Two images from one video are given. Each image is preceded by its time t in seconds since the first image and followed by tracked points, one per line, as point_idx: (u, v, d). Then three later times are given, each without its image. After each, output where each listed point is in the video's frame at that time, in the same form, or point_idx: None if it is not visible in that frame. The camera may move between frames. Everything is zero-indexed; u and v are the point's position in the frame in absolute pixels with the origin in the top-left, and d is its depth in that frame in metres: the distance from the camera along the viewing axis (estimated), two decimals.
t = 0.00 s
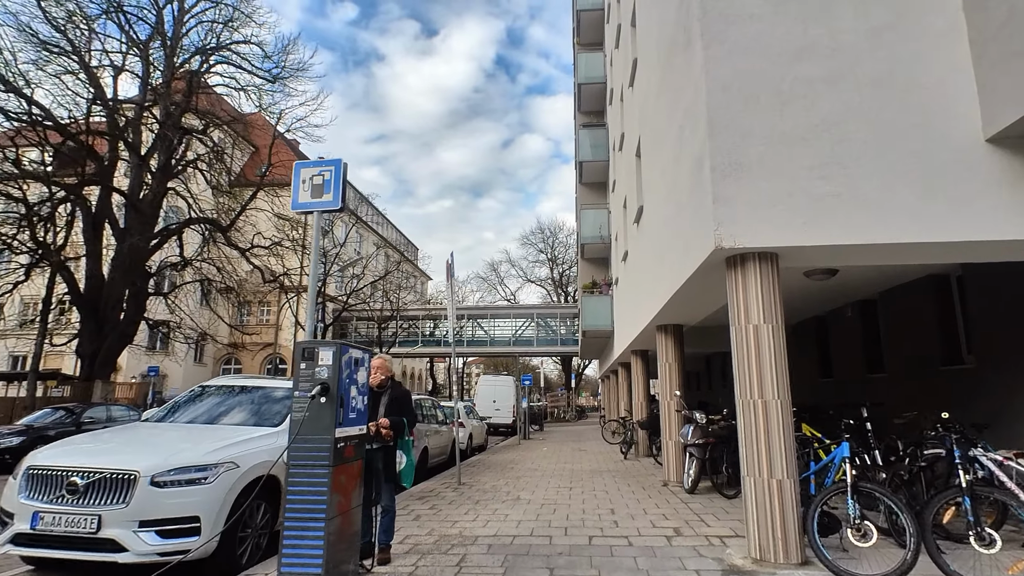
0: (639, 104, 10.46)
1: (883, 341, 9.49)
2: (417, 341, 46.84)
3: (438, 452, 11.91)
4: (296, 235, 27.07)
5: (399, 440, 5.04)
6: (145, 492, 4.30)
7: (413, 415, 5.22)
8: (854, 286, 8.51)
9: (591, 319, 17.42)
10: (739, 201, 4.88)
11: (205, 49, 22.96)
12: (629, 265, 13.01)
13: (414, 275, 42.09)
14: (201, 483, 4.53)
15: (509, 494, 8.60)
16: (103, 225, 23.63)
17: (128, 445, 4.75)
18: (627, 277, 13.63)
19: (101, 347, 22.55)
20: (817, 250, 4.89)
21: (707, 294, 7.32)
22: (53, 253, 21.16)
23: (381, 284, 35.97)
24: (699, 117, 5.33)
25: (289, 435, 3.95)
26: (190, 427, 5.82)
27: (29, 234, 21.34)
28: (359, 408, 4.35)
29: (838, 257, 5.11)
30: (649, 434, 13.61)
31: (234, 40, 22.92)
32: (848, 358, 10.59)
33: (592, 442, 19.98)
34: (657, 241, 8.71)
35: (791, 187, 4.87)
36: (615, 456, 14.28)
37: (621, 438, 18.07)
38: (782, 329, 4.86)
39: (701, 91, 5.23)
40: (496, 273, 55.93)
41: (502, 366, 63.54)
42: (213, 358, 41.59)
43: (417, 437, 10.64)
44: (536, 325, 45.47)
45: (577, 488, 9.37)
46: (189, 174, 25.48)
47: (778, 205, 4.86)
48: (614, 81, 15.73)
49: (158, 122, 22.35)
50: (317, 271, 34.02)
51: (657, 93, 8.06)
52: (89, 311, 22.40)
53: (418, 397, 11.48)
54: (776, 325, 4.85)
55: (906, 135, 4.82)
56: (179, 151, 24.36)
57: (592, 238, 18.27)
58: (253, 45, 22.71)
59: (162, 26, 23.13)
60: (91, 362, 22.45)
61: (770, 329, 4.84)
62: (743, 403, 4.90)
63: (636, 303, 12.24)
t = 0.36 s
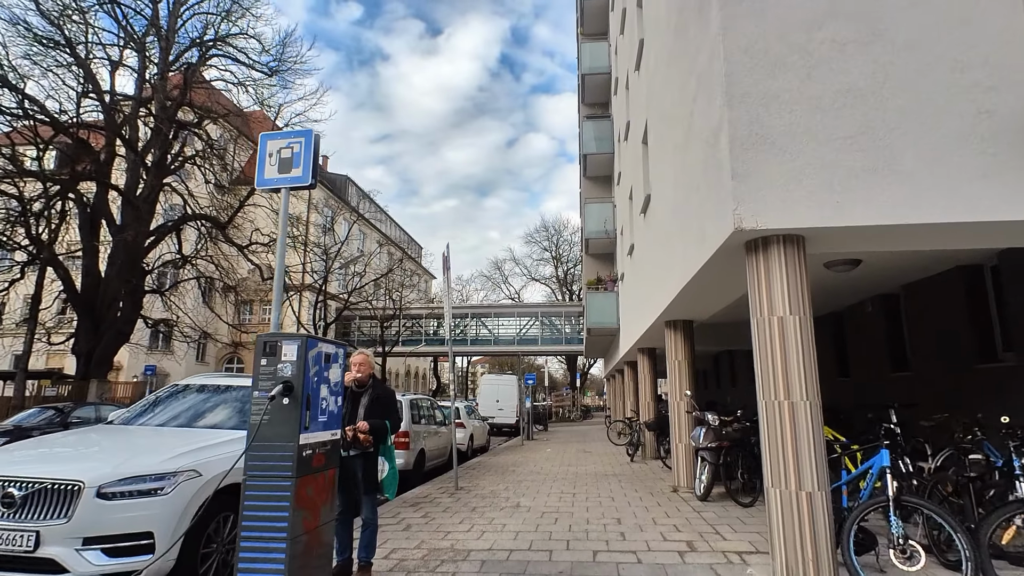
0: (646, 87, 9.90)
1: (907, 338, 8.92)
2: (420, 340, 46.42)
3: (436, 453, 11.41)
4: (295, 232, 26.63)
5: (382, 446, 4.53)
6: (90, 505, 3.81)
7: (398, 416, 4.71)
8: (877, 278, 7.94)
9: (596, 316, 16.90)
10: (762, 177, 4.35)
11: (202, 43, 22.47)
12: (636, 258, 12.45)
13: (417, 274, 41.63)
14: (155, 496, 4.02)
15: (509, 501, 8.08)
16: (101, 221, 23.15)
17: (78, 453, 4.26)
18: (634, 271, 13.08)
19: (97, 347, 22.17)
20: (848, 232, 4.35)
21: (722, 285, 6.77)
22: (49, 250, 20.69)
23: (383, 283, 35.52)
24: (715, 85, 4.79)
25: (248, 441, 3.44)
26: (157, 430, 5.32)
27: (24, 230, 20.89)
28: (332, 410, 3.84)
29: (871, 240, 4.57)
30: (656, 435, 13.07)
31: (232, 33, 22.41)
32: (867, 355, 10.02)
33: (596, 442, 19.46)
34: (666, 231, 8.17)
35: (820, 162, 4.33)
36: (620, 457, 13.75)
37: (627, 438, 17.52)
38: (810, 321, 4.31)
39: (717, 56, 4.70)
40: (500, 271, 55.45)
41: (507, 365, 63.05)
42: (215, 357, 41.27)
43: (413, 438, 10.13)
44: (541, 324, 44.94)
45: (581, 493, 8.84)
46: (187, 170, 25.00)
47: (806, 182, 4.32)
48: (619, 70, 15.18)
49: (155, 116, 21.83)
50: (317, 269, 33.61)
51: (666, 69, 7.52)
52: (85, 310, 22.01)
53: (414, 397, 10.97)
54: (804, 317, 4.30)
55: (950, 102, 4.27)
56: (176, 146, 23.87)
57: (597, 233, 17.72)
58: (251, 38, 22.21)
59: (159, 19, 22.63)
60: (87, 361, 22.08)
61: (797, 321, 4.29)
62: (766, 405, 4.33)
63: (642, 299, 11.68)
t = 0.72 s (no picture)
0: (655, 69, 9.30)
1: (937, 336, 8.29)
2: (424, 339, 45.98)
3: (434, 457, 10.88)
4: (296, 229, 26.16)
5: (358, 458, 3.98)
6: (12, 529, 3.29)
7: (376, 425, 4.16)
8: (906, 271, 7.33)
9: (602, 314, 16.32)
10: (792, 149, 3.77)
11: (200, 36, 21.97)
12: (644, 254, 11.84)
13: (421, 272, 41.14)
14: (90, 517, 3.48)
15: (507, 511, 7.50)
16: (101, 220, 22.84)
17: (9, 466, 3.74)
18: (641, 267, 12.51)
19: (94, 346, 21.77)
20: (890, 212, 3.76)
21: (740, 278, 6.16)
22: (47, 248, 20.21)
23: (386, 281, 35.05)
24: (736, 46, 4.20)
25: (186, 456, 2.90)
26: (114, 438, 4.79)
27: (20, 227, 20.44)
28: (290, 420, 3.28)
29: (919, 221, 3.96)
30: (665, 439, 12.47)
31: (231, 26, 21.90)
32: (892, 354, 9.40)
33: (602, 444, 18.88)
34: (677, 221, 7.59)
35: (860, 131, 3.73)
36: (627, 461, 13.17)
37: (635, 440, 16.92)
38: (848, 316, 3.70)
39: (738, 13, 4.12)
40: (505, 270, 54.93)
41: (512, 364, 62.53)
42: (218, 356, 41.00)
43: (409, 442, 9.59)
44: (546, 323, 44.31)
45: (586, 501, 8.27)
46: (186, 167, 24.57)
47: (844, 153, 3.73)
48: (625, 59, 14.57)
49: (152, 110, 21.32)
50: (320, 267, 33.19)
51: (677, 44, 6.94)
52: (82, 309, 21.62)
53: (411, 397, 10.45)
54: (841, 311, 3.69)
55: (1011, 62, 3.67)
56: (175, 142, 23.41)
57: (603, 228, 17.14)
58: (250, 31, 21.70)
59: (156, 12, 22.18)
60: (84, 361, 21.70)
61: (833, 316, 3.68)
62: (796, 413, 3.74)
63: (651, 295, 11.07)
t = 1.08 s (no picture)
0: (663, 46, 8.73)
1: (968, 327, 7.71)
2: (425, 339, 45.44)
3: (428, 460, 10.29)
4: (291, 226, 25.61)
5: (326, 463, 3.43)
6: None
7: (350, 424, 3.59)
8: (939, 256, 6.74)
9: (605, 311, 15.74)
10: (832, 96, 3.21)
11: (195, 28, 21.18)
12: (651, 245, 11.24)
13: (421, 271, 40.59)
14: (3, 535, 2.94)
15: (505, 518, 6.92)
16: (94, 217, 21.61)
17: None
18: (648, 260, 11.93)
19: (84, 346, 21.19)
20: (955, 169, 3.16)
21: (760, 261, 5.59)
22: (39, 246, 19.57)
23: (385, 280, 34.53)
24: None
25: (98, 462, 2.34)
26: (56, 440, 4.21)
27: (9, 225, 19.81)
28: (233, 416, 2.72)
29: (984, 182, 3.38)
30: (673, 440, 11.89)
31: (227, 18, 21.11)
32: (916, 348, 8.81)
33: (605, 445, 18.31)
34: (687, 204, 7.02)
35: (918, 73, 3.15)
36: (632, 463, 12.59)
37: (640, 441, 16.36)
38: (902, 293, 3.14)
39: None
40: (506, 269, 54.41)
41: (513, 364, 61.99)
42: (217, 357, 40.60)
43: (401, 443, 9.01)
44: (548, 323, 43.70)
45: (590, 507, 7.68)
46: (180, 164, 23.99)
47: (898, 99, 3.15)
48: (630, 43, 13.99)
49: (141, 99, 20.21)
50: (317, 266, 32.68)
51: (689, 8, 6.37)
52: (73, 308, 21.05)
53: (404, 396, 9.86)
54: (895, 288, 3.12)
55: None
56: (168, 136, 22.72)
57: (606, 221, 16.55)
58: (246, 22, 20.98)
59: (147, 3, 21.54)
60: (74, 361, 21.12)
61: (886, 294, 3.12)
62: (842, 407, 3.18)
63: (658, 288, 10.50)
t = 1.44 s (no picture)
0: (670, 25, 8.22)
1: (999, 322, 7.17)
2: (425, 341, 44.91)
3: (422, 465, 9.72)
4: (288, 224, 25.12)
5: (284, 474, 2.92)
6: None
7: (313, 429, 3.09)
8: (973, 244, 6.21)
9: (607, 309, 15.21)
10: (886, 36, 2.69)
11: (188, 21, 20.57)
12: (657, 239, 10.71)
13: (420, 271, 40.08)
14: None
15: (501, 530, 6.39)
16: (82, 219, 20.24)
17: None
18: (653, 254, 11.40)
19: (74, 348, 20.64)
20: None
21: (781, 245, 5.07)
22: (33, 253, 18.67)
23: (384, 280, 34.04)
24: None
25: None
26: None
27: None
28: (154, 422, 2.53)
29: None
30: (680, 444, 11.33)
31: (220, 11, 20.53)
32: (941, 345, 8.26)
33: (608, 449, 17.76)
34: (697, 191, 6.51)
35: (990, 7, 2.64)
36: (637, 468, 12.04)
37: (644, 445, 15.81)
38: (969, 270, 2.62)
39: None
40: (507, 270, 53.91)
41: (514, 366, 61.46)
42: (215, 358, 40.12)
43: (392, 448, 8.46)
44: (550, 324, 43.14)
45: (594, 516, 7.14)
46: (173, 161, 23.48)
47: (965, 39, 2.63)
48: (633, 32, 13.49)
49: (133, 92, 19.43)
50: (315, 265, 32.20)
51: None
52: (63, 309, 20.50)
53: (396, 398, 9.32)
54: (960, 264, 2.60)
55: None
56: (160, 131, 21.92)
57: (608, 217, 16.02)
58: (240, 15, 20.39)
59: None
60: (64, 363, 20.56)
61: (950, 271, 2.60)
62: (897, 410, 2.67)
63: (665, 284, 9.97)
